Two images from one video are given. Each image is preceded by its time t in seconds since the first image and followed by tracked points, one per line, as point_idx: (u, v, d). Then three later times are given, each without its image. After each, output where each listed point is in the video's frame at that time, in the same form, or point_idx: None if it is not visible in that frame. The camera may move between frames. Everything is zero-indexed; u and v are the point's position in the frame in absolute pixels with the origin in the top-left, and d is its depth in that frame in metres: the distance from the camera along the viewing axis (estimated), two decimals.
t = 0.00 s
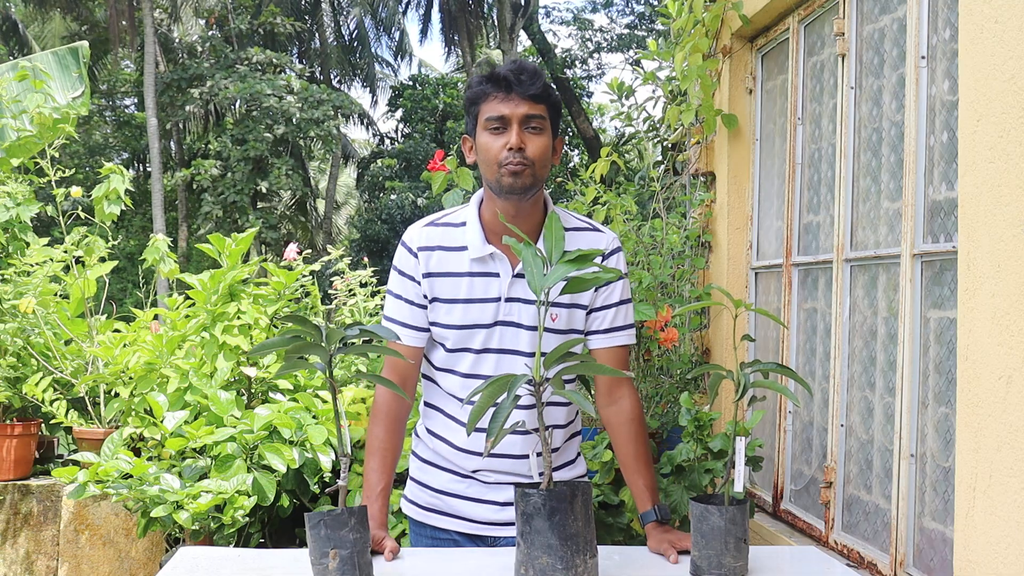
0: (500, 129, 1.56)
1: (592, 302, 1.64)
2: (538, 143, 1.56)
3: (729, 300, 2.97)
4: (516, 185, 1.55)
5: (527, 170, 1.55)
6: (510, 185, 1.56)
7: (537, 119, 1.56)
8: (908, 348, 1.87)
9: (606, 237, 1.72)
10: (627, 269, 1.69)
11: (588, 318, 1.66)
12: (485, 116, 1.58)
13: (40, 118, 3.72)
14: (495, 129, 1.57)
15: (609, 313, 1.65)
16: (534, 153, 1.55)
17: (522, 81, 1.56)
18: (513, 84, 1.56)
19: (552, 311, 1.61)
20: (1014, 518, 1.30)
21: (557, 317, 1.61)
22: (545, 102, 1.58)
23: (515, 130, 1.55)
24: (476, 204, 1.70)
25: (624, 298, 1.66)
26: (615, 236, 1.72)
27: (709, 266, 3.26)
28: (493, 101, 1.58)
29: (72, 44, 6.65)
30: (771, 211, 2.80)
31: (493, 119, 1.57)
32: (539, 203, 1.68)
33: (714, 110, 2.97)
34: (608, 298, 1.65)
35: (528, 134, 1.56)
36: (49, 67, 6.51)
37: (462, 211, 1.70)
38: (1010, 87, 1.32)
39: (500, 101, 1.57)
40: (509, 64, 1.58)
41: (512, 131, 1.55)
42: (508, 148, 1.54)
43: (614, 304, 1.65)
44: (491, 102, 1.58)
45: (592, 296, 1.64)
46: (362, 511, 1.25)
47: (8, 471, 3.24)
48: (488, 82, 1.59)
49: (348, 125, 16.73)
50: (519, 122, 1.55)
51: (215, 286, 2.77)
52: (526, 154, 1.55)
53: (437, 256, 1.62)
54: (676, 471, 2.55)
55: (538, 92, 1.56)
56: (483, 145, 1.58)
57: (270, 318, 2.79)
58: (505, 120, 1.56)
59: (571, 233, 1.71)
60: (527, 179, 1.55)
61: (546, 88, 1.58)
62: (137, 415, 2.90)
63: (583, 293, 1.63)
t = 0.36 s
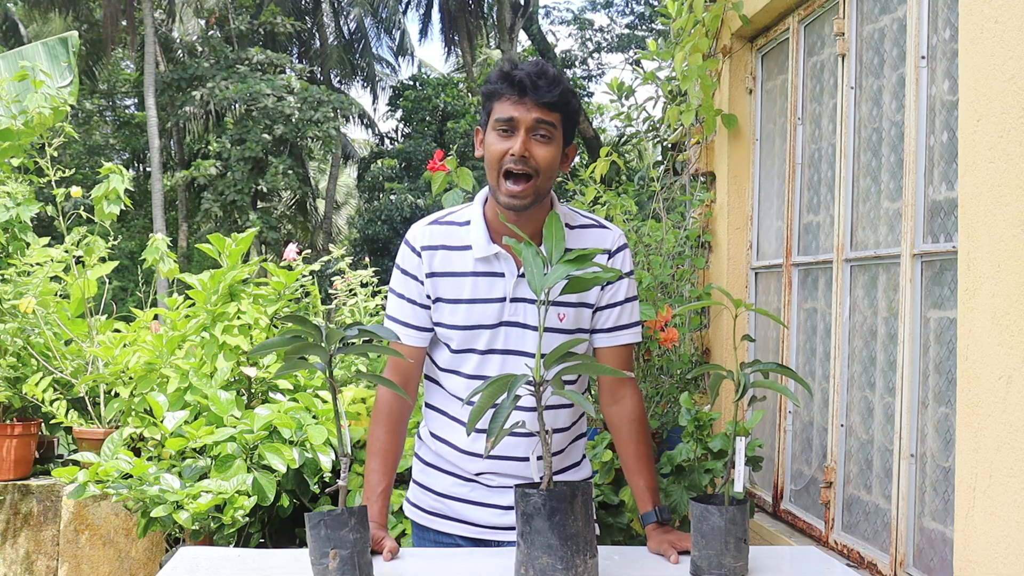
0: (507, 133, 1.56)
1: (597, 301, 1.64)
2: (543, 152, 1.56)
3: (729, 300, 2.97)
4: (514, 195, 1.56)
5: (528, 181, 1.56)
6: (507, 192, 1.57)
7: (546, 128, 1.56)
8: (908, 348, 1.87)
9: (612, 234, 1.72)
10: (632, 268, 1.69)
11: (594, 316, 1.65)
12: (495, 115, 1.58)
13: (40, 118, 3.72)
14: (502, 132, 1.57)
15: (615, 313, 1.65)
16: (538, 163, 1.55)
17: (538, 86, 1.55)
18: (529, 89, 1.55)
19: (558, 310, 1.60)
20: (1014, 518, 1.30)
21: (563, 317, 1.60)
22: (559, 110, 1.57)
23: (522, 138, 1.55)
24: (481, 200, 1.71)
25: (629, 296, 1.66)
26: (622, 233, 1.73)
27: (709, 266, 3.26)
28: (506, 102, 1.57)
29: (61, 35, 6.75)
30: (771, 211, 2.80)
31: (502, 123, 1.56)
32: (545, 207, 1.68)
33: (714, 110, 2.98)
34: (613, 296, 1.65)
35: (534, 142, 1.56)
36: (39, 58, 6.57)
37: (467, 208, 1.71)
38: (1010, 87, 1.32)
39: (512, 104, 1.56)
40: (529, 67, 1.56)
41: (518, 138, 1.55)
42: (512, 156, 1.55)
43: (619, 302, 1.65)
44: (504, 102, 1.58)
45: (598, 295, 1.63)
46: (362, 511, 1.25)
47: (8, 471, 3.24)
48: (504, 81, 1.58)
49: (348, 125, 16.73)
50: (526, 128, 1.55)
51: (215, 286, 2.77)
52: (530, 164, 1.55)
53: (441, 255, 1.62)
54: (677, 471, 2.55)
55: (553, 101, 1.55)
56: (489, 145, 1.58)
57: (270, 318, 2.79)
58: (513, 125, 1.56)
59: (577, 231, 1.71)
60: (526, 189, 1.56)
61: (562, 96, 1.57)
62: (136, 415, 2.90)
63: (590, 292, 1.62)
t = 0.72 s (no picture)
0: (512, 118, 1.56)
1: (602, 298, 1.64)
2: (550, 132, 1.56)
3: (729, 299, 2.97)
4: (530, 176, 1.55)
5: (541, 160, 1.55)
6: (523, 174, 1.56)
7: (549, 107, 1.56)
8: (908, 348, 1.87)
9: (617, 233, 1.72)
10: (636, 267, 1.69)
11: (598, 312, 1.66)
12: (496, 105, 1.58)
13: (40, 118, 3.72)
14: (507, 118, 1.56)
15: (620, 312, 1.65)
16: (548, 142, 1.55)
17: (533, 69, 1.57)
18: (526, 73, 1.57)
19: (564, 305, 1.60)
20: (1014, 518, 1.30)
21: (569, 311, 1.60)
22: (556, 91, 1.58)
23: (529, 119, 1.54)
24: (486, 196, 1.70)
25: (634, 295, 1.66)
26: (626, 232, 1.72)
27: (709, 266, 3.26)
28: (505, 90, 1.58)
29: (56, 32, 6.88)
30: (771, 211, 2.80)
31: (506, 109, 1.56)
32: (551, 193, 1.67)
33: (714, 110, 2.98)
34: (617, 295, 1.65)
35: (540, 123, 1.55)
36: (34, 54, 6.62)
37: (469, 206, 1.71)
38: (1010, 87, 1.32)
39: (511, 90, 1.57)
40: (521, 53, 1.58)
41: (525, 120, 1.55)
42: (522, 138, 1.54)
43: (624, 301, 1.65)
44: (503, 90, 1.59)
45: (602, 292, 1.64)
46: (362, 511, 1.25)
47: (8, 471, 3.24)
48: (500, 71, 1.59)
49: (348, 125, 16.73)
50: (531, 111, 1.55)
51: (215, 286, 2.77)
52: (541, 144, 1.55)
53: (446, 250, 1.62)
54: (677, 471, 2.55)
55: (550, 81, 1.57)
56: (495, 134, 1.58)
57: (270, 318, 2.79)
58: (517, 109, 1.56)
59: (582, 229, 1.71)
60: (541, 168, 1.55)
61: (557, 77, 1.59)
62: (136, 415, 2.90)
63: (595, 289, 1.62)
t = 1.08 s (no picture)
0: (516, 114, 1.56)
1: (603, 297, 1.64)
2: (553, 130, 1.56)
3: (729, 299, 2.97)
4: (532, 172, 1.55)
5: (544, 156, 1.55)
6: (525, 171, 1.55)
7: (553, 105, 1.56)
8: (908, 348, 1.87)
9: (619, 234, 1.72)
10: (638, 269, 1.68)
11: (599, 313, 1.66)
12: (501, 101, 1.58)
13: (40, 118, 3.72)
14: (511, 115, 1.56)
15: (621, 311, 1.65)
16: (551, 138, 1.55)
17: (539, 67, 1.57)
18: (531, 71, 1.57)
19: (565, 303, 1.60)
20: (1014, 518, 1.30)
21: (569, 310, 1.61)
22: (560, 90, 1.59)
23: (532, 115, 1.55)
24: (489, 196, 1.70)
25: (636, 296, 1.66)
26: (628, 233, 1.72)
27: (709, 266, 3.26)
28: (510, 87, 1.58)
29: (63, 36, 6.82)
30: (771, 211, 2.80)
31: (510, 105, 1.57)
32: (553, 194, 1.67)
33: (714, 110, 2.98)
34: (619, 295, 1.65)
35: (544, 121, 1.56)
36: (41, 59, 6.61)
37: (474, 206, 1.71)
38: (1010, 87, 1.32)
39: (516, 87, 1.57)
40: (527, 52, 1.58)
41: (528, 116, 1.55)
42: (525, 133, 1.54)
43: (625, 301, 1.65)
44: (508, 88, 1.59)
45: (604, 291, 1.64)
46: (362, 511, 1.25)
47: (8, 471, 3.24)
48: (505, 69, 1.60)
49: (348, 125, 16.73)
50: (535, 108, 1.55)
51: (215, 286, 2.77)
52: (543, 140, 1.55)
53: (450, 248, 1.63)
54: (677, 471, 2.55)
55: (555, 79, 1.57)
56: (499, 131, 1.58)
57: (270, 318, 2.79)
58: (521, 105, 1.56)
59: (584, 229, 1.71)
60: (542, 165, 1.55)
61: (562, 76, 1.59)
62: (136, 415, 2.90)
63: (596, 288, 1.62)
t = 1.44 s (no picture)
0: (511, 130, 1.57)
1: (598, 301, 1.64)
2: (549, 144, 1.56)
3: (729, 300, 2.97)
4: (527, 188, 1.57)
5: (539, 172, 1.56)
6: (521, 185, 1.56)
7: (549, 120, 1.57)
8: (908, 348, 1.87)
9: (613, 238, 1.72)
10: (634, 271, 1.69)
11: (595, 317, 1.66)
12: (497, 116, 1.59)
13: (40, 118, 3.72)
14: (507, 130, 1.57)
15: (618, 315, 1.65)
16: (546, 153, 1.56)
17: (534, 82, 1.57)
18: (526, 86, 1.57)
19: (558, 309, 1.61)
20: (1014, 518, 1.30)
21: (563, 316, 1.62)
22: (556, 103, 1.58)
23: (528, 131, 1.55)
24: (487, 202, 1.70)
25: (631, 299, 1.66)
26: (623, 238, 1.72)
27: (709, 266, 3.26)
28: (505, 101, 1.59)
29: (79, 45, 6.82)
30: (771, 211, 2.80)
31: (505, 120, 1.57)
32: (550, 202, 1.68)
33: (714, 110, 2.98)
34: (614, 299, 1.65)
35: (540, 135, 1.56)
36: (59, 72, 6.61)
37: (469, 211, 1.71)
38: (1010, 87, 1.32)
39: (511, 102, 1.58)
40: (521, 66, 1.58)
41: (524, 132, 1.56)
42: (520, 150, 1.55)
43: (620, 305, 1.65)
44: (503, 103, 1.59)
45: (598, 296, 1.64)
46: (362, 511, 1.25)
47: (8, 471, 3.24)
48: (500, 82, 1.60)
49: (348, 125, 16.74)
50: (530, 123, 1.56)
51: (215, 286, 2.77)
52: (539, 156, 1.56)
53: (447, 254, 1.62)
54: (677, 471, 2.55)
55: (550, 94, 1.57)
56: (495, 145, 1.58)
57: (270, 318, 2.79)
58: (517, 121, 1.56)
59: (579, 233, 1.71)
60: (538, 179, 1.56)
61: (557, 90, 1.59)
62: (136, 415, 2.90)
63: (591, 293, 1.63)
